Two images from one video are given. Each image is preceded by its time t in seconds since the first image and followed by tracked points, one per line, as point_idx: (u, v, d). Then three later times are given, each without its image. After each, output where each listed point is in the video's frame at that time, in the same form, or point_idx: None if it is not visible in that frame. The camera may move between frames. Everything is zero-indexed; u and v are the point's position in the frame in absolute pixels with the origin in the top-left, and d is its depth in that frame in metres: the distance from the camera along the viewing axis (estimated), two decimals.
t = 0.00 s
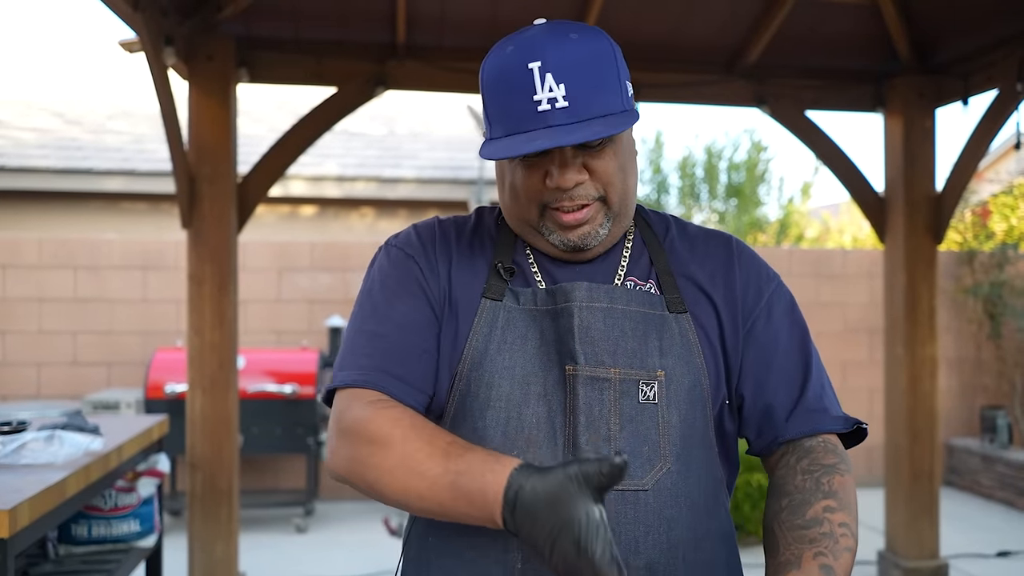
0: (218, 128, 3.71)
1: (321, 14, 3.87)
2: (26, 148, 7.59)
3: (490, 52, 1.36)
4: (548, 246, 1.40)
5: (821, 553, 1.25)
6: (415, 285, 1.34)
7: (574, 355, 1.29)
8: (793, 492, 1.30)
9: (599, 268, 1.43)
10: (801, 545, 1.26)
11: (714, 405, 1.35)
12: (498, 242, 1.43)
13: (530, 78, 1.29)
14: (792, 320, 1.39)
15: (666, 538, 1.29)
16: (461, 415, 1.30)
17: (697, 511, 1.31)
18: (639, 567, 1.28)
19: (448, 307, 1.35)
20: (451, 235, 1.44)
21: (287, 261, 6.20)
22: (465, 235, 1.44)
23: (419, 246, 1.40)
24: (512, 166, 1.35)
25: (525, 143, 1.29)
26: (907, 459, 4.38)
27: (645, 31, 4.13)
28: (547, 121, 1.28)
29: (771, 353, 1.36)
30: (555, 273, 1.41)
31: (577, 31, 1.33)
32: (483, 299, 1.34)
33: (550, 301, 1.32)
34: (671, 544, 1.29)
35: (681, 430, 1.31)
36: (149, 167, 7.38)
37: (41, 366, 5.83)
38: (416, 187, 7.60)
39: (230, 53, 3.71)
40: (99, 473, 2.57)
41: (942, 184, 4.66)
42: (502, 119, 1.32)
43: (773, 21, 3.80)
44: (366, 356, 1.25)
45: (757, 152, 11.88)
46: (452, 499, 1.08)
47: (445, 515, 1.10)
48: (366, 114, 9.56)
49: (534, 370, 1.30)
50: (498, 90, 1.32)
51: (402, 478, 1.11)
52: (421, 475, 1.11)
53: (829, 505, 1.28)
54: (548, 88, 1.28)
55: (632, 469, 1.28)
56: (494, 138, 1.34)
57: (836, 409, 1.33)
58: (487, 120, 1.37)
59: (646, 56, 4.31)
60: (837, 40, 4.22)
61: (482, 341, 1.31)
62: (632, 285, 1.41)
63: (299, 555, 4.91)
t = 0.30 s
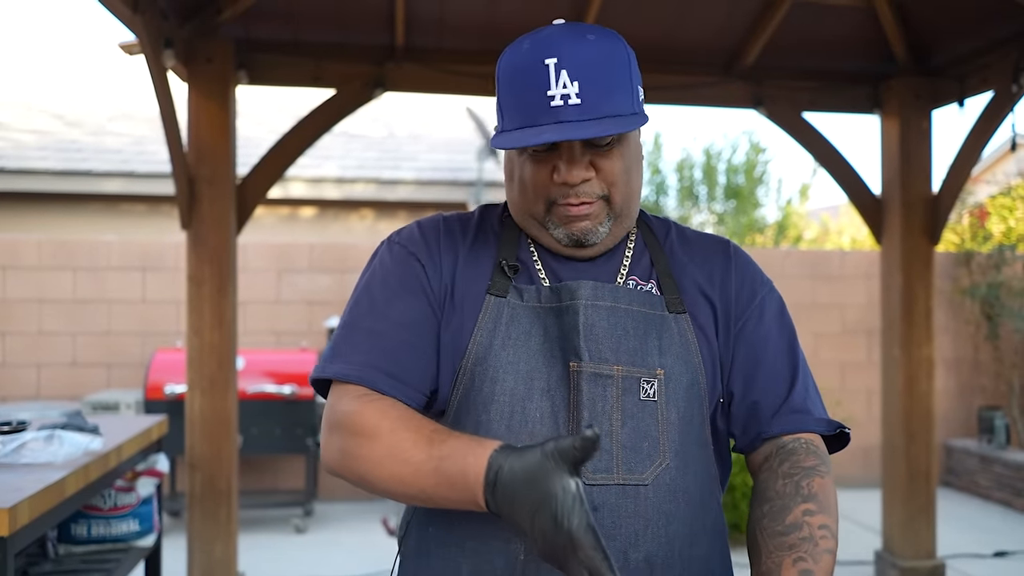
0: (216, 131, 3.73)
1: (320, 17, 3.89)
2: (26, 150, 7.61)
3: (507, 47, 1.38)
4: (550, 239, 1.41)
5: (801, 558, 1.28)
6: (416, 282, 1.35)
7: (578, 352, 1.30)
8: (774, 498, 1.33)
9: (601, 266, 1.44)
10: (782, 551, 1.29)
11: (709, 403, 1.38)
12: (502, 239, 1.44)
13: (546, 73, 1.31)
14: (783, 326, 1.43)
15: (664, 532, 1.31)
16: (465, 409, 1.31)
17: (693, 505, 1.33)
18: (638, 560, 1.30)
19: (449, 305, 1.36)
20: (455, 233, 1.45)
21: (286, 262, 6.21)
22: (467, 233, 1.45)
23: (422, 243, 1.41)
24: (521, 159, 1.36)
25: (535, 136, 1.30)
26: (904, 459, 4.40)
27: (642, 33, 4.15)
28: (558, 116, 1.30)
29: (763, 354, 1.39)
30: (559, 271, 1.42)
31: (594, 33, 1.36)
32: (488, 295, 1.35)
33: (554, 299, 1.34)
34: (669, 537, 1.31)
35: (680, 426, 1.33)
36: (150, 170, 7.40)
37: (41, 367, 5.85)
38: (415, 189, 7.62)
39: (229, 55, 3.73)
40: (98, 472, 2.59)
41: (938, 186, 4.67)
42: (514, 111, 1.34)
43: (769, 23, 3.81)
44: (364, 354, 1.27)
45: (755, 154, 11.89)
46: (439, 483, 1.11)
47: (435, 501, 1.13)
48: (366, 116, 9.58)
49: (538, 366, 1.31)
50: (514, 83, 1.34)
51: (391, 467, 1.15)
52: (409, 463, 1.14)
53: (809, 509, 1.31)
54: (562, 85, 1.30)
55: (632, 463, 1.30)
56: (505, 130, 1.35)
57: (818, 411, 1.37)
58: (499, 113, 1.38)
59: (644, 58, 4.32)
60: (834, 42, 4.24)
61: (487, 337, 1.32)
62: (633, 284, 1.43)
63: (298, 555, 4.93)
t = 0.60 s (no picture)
0: (214, 131, 3.75)
1: (318, 19, 3.91)
2: (26, 151, 7.63)
3: (477, 46, 1.48)
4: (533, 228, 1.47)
5: (774, 549, 1.32)
6: (395, 288, 1.41)
7: (556, 347, 1.34)
8: (752, 492, 1.38)
9: (583, 264, 1.50)
10: (756, 542, 1.34)
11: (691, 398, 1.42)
12: (487, 240, 1.50)
13: (513, 59, 1.40)
14: (770, 327, 1.47)
15: (641, 524, 1.34)
16: (445, 406, 1.36)
17: (671, 498, 1.36)
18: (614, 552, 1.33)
19: (428, 308, 1.42)
20: (441, 236, 1.51)
21: (284, 263, 6.24)
22: (450, 236, 1.51)
23: (404, 251, 1.46)
24: (497, 148, 1.44)
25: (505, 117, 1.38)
26: (899, 458, 4.42)
27: (637, 34, 4.17)
28: (526, 97, 1.38)
29: (750, 352, 1.43)
30: (538, 268, 1.48)
31: (557, 23, 1.46)
32: (468, 294, 1.40)
33: (533, 296, 1.38)
34: (645, 529, 1.34)
35: (658, 421, 1.36)
36: (149, 171, 7.43)
37: (41, 368, 5.87)
38: (414, 190, 7.64)
39: (228, 57, 3.76)
40: (96, 471, 2.61)
41: (932, 186, 4.70)
42: (485, 98, 1.42)
43: (764, 26, 3.84)
44: (344, 360, 1.34)
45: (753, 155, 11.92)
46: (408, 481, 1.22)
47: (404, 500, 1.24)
48: (364, 117, 9.61)
49: (518, 361, 1.35)
50: (485, 73, 1.43)
51: (364, 465, 1.26)
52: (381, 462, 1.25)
53: (785, 502, 1.35)
54: (527, 68, 1.39)
55: (609, 456, 1.33)
56: (480, 118, 1.43)
57: (804, 409, 1.41)
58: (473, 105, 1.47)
59: (639, 60, 4.35)
60: (829, 44, 4.26)
61: (466, 333, 1.37)
62: (615, 282, 1.48)
63: (297, 554, 4.95)
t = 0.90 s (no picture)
0: (212, 133, 3.78)
1: (315, 22, 3.94)
2: (25, 153, 7.65)
3: (454, 45, 1.62)
4: (515, 217, 1.55)
5: (751, 537, 1.35)
6: (364, 298, 1.56)
7: (521, 345, 1.41)
8: (737, 485, 1.42)
9: (557, 263, 1.58)
10: (737, 531, 1.37)
11: (665, 395, 1.45)
12: (464, 246, 1.60)
13: (486, 48, 1.53)
14: (748, 322, 1.50)
15: (606, 518, 1.38)
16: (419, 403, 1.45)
17: (640, 493, 1.40)
18: (579, 546, 1.38)
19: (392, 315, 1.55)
20: (417, 244, 1.64)
21: (282, 264, 6.27)
22: (423, 243, 1.64)
23: (379, 264, 1.61)
24: (479, 143, 1.56)
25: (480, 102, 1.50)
26: (894, 458, 4.45)
27: (633, 37, 4.20)
28: (501, 80, 1.49)
29: (727, 346, 1.46)
30: (512, 270, 1.58)
31: (527, 21, 1.59)
32: (443, 296, 1.50)
33: (501, 296, 1.46)
34: (611, 524, 1.38)
35: (626, 416, 1.41)
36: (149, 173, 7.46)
37: (40, 368, 5.89)
38: (412, 192, 7.65)
39: (226, 60, 3.78)
40: (95, 470, 2.63)
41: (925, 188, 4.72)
42: (463, 87, 1.54)
43: (757, 30, 3.88)
44: (311, 356, 1.51)
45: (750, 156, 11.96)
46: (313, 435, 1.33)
47: (315, 464, 1.34)
48: (363, 119, 9.64)
49: (485, 360, 1.43)
50: (462, 65, 1.55)
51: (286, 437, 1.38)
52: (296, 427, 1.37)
53: (767, 493, 1.38)
54: (501, 55, 1.51)
55: (574, 452, 1.39)
56: (458, 105, 1.55)
57: (788, 402, 1.42)
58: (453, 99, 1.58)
59: (634, 63, 4.39)
60: (823, 47, 4.29)
61: (437, 334, 1.46)
62: (587, 279, 1.55)
63: (295, 554, 4.98)
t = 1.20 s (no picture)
0: (210, 134, 3.80)
1: (314, 23, 3.96)
2: (25, 154, 7.66)
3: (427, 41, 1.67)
4: (487, 211, 1.60)
5: (731, 524, 1.38)
6: (340, 296, 1.62)
7: (495, 342, 1.43)
8: (721, 475, 1.44)
9: (531, 258, 1.61)
10: (717, 519, 1.40)
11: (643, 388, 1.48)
12: (441, 245, 1.63)
13: (455, 43, 1.57)
14: (726, 310, 1.52)
15: (582, 513, 1.39)
16: (398, 401, 1.49)
17: (617, 488, 1.41)
18: (556, 541, 1.39)
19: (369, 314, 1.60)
20: (394, 244, 1.68)
21: (281, 265, 6.28)
22: (400, 243, 1.68)
23: (355, 264, 1.66)
24: (450, 136, 1.61)
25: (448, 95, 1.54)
26: (890, 457, 4.46)
27: (630, 38, 4.22)
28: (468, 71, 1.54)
29: (707, 337, 1.48)
30: (487, 266, 1.60)
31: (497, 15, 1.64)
32: (419, 295, 1.53)
33: (475, 294, 1.49)
34: (588, 518, 1.40)
35: (600, 411, 1.42)
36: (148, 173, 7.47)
37: (39, 368, 5.91)
38: (411, 192, 7.70)
39: (224, 60, 3.80)
40: (93, 468, 2.65)
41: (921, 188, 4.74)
42: (433, 79, 1.59)
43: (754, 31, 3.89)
44: (290, 357, 1.56)
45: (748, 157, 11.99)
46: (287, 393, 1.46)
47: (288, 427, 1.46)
48: (361, 119, 9.65)
49: (461, 358, 1.46)
50: (432, 59, 1.60)
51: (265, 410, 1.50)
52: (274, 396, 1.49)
53: (749, 481, 1.41)
54: (469, 47, 1.56)
55: (548, 448, 1.40)
56: (428, 96, 1.60)
57: (771, 390, 1.44)
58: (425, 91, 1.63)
59: (631, 64, 4.40)
60: (819, 47, 4.31)
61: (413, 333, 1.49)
62: (562, 273, 1.57)
63: (293, 553, 5.00)
